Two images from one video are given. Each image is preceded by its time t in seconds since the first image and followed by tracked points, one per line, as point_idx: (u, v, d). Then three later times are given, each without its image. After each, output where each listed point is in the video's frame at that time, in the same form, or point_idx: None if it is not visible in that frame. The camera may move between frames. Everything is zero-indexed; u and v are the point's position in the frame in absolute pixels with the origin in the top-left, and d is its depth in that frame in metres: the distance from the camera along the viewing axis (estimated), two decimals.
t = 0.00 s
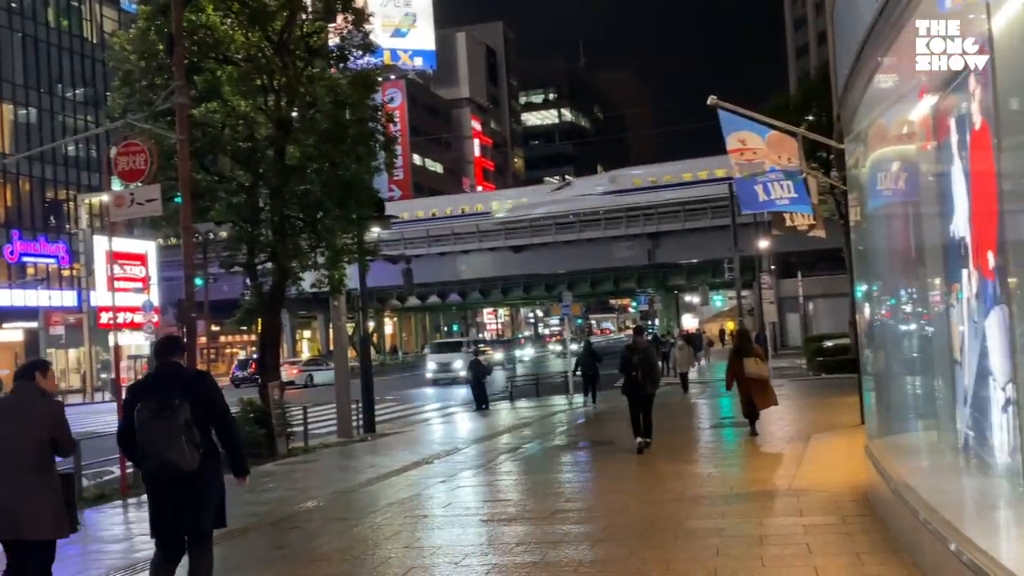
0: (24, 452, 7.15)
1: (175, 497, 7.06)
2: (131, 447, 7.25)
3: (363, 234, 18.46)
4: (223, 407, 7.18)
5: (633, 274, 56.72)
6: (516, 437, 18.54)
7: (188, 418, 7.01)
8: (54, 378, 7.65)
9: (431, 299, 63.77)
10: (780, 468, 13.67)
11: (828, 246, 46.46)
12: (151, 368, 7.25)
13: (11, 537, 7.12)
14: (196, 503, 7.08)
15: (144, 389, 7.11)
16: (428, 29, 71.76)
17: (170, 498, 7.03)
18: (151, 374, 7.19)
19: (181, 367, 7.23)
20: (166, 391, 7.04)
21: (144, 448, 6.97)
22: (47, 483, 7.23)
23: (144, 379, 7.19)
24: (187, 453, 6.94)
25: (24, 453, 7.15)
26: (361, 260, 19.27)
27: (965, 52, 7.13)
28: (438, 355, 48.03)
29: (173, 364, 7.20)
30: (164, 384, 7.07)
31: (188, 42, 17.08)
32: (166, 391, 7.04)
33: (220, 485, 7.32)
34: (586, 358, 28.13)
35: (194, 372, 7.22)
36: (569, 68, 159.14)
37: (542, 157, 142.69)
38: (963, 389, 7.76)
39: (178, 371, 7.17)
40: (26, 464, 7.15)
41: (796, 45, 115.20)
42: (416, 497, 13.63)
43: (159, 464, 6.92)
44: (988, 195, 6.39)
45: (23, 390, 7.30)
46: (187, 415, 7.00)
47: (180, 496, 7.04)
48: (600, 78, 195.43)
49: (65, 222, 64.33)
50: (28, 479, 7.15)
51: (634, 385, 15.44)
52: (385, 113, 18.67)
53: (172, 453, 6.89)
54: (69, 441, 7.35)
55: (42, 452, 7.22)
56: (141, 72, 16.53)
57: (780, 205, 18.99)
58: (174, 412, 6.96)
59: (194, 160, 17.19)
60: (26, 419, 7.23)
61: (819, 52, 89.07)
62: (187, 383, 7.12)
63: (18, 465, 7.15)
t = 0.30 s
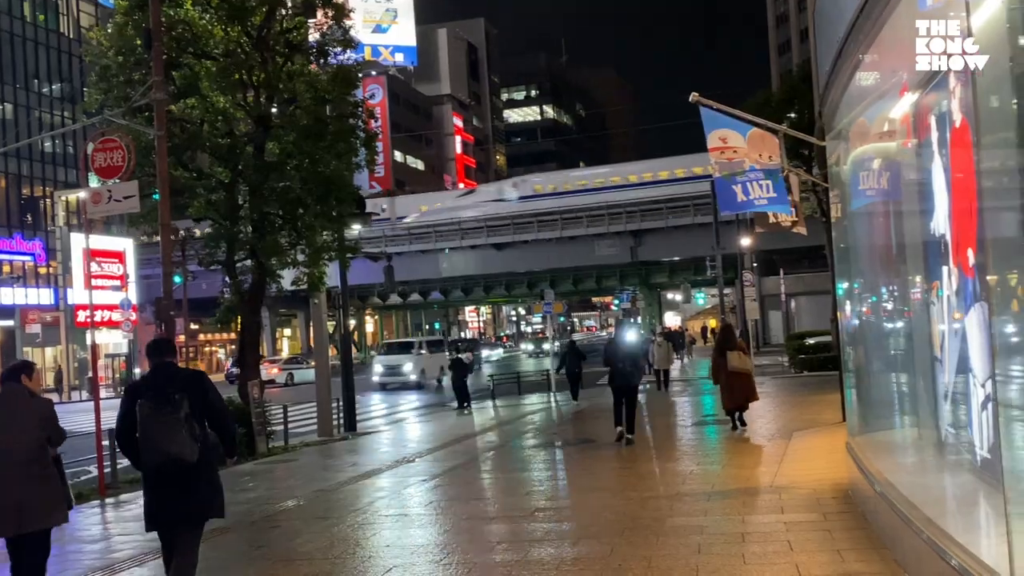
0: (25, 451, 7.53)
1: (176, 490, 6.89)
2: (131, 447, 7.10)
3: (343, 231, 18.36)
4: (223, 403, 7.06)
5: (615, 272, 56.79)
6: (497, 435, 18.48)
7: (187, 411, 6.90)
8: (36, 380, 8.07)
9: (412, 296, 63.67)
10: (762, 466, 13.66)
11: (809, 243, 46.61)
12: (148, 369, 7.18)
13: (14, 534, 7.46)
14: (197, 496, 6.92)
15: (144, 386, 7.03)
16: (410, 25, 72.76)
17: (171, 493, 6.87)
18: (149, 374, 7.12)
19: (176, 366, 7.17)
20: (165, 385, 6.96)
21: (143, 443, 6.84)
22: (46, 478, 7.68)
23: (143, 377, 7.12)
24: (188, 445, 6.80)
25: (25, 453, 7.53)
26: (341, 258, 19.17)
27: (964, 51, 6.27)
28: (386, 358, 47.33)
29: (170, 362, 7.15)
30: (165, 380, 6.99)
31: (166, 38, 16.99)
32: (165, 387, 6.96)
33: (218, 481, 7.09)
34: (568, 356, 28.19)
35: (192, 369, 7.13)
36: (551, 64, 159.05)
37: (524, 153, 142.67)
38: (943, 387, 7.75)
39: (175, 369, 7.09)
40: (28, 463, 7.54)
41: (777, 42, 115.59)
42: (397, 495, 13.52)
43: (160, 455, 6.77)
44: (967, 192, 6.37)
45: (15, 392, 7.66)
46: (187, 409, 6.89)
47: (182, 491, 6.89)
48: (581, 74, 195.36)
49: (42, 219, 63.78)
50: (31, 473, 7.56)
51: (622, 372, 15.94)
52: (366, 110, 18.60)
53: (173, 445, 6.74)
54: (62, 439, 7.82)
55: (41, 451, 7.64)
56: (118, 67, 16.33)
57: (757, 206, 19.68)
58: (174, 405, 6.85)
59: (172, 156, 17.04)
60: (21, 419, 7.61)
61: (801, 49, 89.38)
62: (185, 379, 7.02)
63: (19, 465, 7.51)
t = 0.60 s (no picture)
0: (22, 436, 8.06)
1: (171, 477, 7.45)
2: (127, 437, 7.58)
3: (327, 227, 18.26)
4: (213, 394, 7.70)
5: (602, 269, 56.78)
6: (482, 433, 18.45)
7: (183, 402, 7.50)
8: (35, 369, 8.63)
9: (397, 294, 63.50)
10: (748, 462, 13.66)
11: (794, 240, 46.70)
12: (142, 361, 7.69)
13: (12, 512, 8.00)
14: (194, 480, 7.52)
15: (140, 378, 7.54)
16: (395, 20, 72.74)
17: (169, 480, 7.43)
18: (145, 365, 7.64)
19: (169, 357, 7.71)
20: (160, 377, 7.50)
21: (144, 432, 7.41)
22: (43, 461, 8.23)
23: (138, 370, 7.62)
24: (185, 433, 7.43)
25: (23, 437, 8.06)
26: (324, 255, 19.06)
27: (964, 52, 5.83)
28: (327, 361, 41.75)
29: (164, 354, 7.68)
30: (159, 372, 7.53)
31: (148, 33, 16.90)
32: (163, 380, 7.50)
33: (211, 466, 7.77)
34: (557, 354, 28.22)
35: (185, 362, 7.69)
36: (536, 61, 158.93)
37: (509, 150, 142.46)
38: (928, 383, 7.72)
39: (169, 361, 7.65)
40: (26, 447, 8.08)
41: (763, 38, 115.77)
42: (386, 493, 13.48)
43: (158, 442, 7.38)
44: (951, 188, 6.32)
45: (16, 380, 8.22)
46: (182, 399, 7.49)
47: (179, 477, 7.46)
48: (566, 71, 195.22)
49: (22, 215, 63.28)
50: (28, 457, 8.08)
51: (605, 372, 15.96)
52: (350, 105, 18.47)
53: (170, 434, 7.35)
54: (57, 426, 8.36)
55: (38, 436, 8.18)
56: (99, 62, 16.20)
57: (738, 205, 19.70)
58: (170, 397, 7.45)
59: (153, 152, 16.96)
60: (24, 406, 8.15)
61: (787, 45, 89.58)
62: (179, 372, 7.58)
63: (18, 449, 8.05)
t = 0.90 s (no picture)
0: (35, 435, 8.15)
1: (173, 475, 7.63)
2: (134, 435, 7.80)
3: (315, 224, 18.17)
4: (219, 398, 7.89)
5: (591, 266, 56.78)
6: (471, 430, 18.41)
7: (189, 405, 7.71)
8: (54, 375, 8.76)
9: (385, 291, 63.33)
10: (737, 460, 13.65)
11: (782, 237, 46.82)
12: (150, 363, 7.92)
13: (14, 507, 8.01)
14: (196, 481, 7.70)
15: (149, 378, 7.77)
16: (382, 17, 72.68)
17: (173, 479, 7.61)
18: (153, 367, 7.86)
19: (176, 359, 7.92)
20: (170, 379, 7.74)
21: (150, 431, 7.62)
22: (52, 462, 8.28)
23: (147, 371, 7.86)
24: (189, 434, 7.63)
25: (35, 436, 8.15)
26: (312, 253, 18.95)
27: (964, 52, 5.58)
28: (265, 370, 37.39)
29: (171, 357, 7.89)
30: (168, 374, 7.76)
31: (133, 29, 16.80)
32: (170, 382, 7.72)
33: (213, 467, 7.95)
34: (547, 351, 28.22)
35: (191, 365, 7.89)
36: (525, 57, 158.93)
37: (498, 147, 142.28)
38: (917, 381, 7.69)
39: (176, 363, 7.86)
40: (34, 446, 8.14)
41: (752, 34, 116.15)
42: (375, 491, 13.42)
43: (163, 441, 7.57)
44: (939, 185, 6.28)
45: (35, 381, 8.37)
46: (188, 401, 7.71)
47: (182, 477, 7.64)
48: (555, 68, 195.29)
49: (6, 213, 62.86)
50: (39, 457, 8.15)
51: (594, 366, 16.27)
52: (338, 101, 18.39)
53: (175, 434, 7.56)
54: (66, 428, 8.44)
55: (45, 437, 8.21)
56: (83, 58, 16.08)
57: (730, 199, 19.51)
58: (177, 399, 7.67)
59: (139, 149, 16.89)
60: (39, 406, 8.26)
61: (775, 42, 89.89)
62: (187, 376, 7.80)
63: (24, 448, 8.11)
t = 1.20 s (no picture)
0: (43, 428, 8.32)
1: (180, 460, 8.10)
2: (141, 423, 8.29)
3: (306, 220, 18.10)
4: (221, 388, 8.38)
5: (584, 263, 56.75)
6: (464, 429, 18.35)
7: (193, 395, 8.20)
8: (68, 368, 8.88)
9: (377, 289, 63.19)
10: (729, 458, 13.64)
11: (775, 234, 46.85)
12: (156, 355, 8.39)
13: (22, 497, 8.20)
14: (198, 469, 8.10)
15: (156, 369, 8.26)
16: (374, 13, 72.57)
17: (178, 465, 8.09)
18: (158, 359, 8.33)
19: (179, 352, 8.41)
20: (174, 370, 8.21)
21: (157, 419, 8.09)
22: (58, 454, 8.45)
23: (152, 362, 8.33)
24: (194, 421, 8.11)
25: (43, 430, 8.32)
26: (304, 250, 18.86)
27: (965, 53, 5.53)
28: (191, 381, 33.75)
29: (175, 349, 8.35)
30: (173, 365, 8.24)
31: (123, 24, 16.78)
32: (176, 372, 8.19)
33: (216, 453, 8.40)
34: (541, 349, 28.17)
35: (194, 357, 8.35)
36: (518, 54, 158.75)
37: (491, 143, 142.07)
38: (909, 378, 7.66)
39: (179, 356, 8.33)
40: (46, 439, 8.34)
41: (746, 31, 116.25)
42: (368, 489, 13.37)
43: (170, 427, 8.05)
44: (933, 182, 6.24)
45: (47, 376, 8.49)
46: (193, 390, 8.19)
47: (186, 464, 8.10)
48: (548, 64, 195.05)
49: None
50: (46, 448, 8.33)
51: (590, 363, 16.31)
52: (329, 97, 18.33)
53: (181, 420, 8.04)
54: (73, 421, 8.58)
55: (55, 430, 8.39)
56: (72, 54, 15.96)
57: (724, 196, 19.49)
58: (182, 389, 8.14)
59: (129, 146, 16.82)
60: (50, 400, 8.40)
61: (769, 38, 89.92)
62: (191, 367, 8.27)
63: (34, 439, 8.29)
